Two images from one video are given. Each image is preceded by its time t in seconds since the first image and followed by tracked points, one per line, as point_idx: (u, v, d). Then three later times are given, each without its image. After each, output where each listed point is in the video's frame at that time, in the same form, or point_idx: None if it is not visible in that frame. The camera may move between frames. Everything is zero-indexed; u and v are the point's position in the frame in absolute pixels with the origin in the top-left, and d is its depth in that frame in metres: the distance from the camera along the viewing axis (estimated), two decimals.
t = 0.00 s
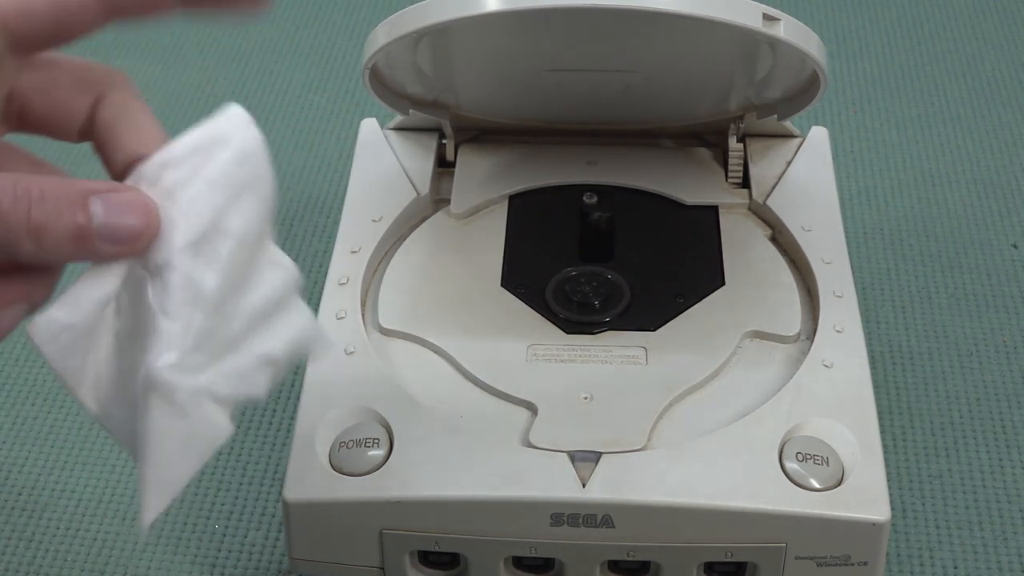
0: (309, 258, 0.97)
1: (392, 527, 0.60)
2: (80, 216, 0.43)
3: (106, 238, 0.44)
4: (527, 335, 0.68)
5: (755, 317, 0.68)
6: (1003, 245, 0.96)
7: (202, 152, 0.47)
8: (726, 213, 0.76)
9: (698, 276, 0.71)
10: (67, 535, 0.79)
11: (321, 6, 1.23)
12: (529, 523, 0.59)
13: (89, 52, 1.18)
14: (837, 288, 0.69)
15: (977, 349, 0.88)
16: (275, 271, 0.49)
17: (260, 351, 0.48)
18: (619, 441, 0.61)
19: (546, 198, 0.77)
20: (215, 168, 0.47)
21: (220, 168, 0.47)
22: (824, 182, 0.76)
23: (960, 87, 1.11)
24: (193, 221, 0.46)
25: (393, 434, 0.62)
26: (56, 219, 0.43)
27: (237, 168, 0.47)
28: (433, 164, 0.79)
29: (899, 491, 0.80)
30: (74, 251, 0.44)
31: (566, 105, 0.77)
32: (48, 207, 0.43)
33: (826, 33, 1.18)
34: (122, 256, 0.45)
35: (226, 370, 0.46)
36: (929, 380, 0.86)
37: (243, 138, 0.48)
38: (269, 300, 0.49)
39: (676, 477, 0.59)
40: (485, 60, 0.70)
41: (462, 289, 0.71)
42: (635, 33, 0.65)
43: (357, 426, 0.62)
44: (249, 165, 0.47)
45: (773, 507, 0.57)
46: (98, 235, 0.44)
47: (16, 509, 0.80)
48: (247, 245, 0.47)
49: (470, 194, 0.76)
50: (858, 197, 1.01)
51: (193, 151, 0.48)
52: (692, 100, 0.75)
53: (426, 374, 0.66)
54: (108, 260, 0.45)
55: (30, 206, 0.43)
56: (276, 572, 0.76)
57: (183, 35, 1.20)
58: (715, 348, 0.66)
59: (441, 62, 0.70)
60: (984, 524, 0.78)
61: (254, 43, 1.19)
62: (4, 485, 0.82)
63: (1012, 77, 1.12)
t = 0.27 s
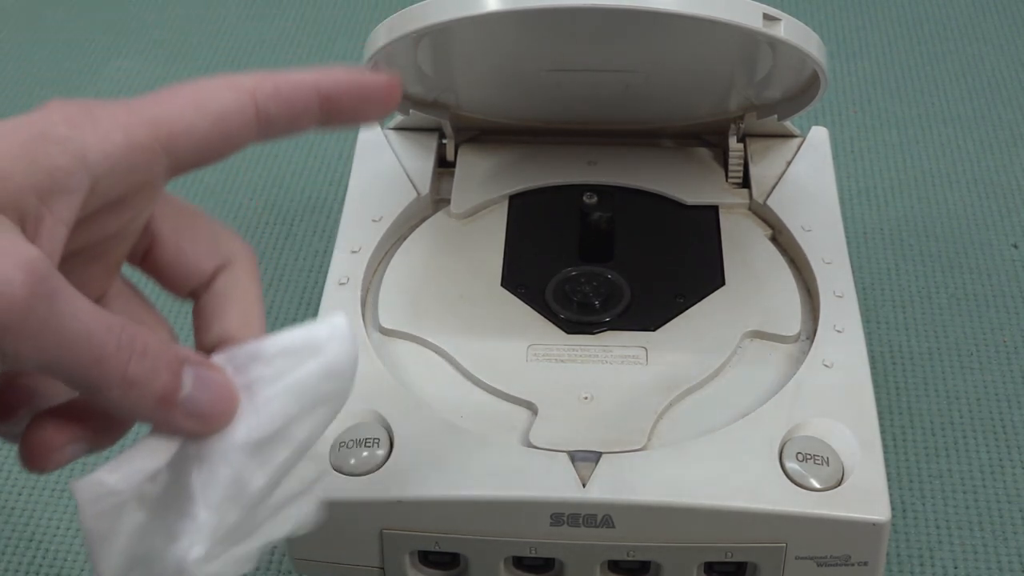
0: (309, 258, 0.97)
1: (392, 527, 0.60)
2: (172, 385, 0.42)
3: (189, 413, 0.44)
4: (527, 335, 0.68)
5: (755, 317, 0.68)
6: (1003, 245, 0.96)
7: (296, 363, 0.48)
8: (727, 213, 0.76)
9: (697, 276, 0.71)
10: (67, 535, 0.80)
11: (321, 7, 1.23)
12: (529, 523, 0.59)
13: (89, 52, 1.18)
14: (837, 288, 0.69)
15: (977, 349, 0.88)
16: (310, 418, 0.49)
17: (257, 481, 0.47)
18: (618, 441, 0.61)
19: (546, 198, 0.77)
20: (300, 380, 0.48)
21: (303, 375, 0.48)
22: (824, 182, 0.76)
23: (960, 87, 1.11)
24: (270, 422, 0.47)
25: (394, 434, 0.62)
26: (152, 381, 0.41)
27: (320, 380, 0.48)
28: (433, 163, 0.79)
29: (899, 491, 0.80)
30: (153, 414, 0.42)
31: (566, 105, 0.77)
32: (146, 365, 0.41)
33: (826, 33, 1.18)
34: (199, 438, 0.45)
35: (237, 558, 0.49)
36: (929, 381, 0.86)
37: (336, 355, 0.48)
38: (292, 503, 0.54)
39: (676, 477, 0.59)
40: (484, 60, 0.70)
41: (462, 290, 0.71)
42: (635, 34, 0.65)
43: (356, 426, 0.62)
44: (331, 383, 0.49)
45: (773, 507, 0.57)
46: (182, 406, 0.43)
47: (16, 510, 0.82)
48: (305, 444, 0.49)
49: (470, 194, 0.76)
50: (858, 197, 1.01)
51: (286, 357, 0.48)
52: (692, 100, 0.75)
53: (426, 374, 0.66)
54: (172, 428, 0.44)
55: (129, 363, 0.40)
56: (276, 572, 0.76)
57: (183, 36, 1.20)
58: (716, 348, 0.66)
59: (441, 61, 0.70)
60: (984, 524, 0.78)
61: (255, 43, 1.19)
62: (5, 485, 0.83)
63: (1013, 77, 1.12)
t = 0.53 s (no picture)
0: (309, 258, 0.97)
1: (392, 527, 0.60)
2: (144, 351, 0.41)
3: (162, 382, 0.42)
4: (527, 335, 0.68)
5: (755, 317, 0.68)
6: (1003, 245, 0.96)
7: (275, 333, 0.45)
8: (726, 213, 0.76)
9: (698, 276, 0.71)
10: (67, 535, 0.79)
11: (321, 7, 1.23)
12: (529, 523, 0.59)
13: (89, 52, 1.19)
14: (837, 288, 0.69)
15: (977, 349, 0.88)
16: (296, 394, 0.45)
17: (260, 489, 0.46)
18: (618, 441, 0.61)
19: (546, 198, 0.77)
20: (278, 350, 0.45)
21: (282, 347, 0.45)
22: (824, 182, 0.76)
23: (960, 87, 1.11)
24: (246, 395, 0.44)
25: (394, 434, 0.62)
26: (120, 348, 0.40)
27: (299, 351, 0.45)
28: (433, 164, 0.79)
29: (899, 491, 0.80)
30: (123, 380, 0.41)
31: (566, 105, 0.77)
32: (116, 333, 0.40)
33: (826, 33, 1.18)
34: (173, 406, 0.44)
35: (231, 545, 0.46)
36: (929, 381, 0.86)
37: (315, 326, 0.45)
38: (292, 488, 0.48)
39: (676, 477, 0.59)
40: (484, 60, 0.70)
41: (462, 290, 0.71)
42: (634, 33, 0.65)
43: (357, 426, 0.62)
44: (313, 356, 0.45)
45: (774, 507, 0.57)
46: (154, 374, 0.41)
47: (16, 509, 0.80)
48: (292, 422, 0.46)
49: (470, 194, 0.76)
50: (858, 197, 1.01)
51: (265, 327, 0.45)
52: (692, 100, 0.75)
53: (426, 374, 0.66)
54: (146, 397, 0.42)
55: (100, 328, 0.40)
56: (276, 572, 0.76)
57: (183, 36, 1.21)
58: (715, 348, 0.66)
59: (441, 61, 0.70)
60: (984, 524, 0.78)
61: (255, 43, 1.19)
62: (5, 484, 0.82)
63: (1013, 77, 1.12)
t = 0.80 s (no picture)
0: (309, 258, 0.97)
1: (392, 527, 0.60)
2: None
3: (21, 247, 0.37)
4: (527, 335, 0.68)
5: (755, 317, 0.68)
6: (1002, 245, 0.96)
7: (112, 179, 0.39)
8: (726, 213, 0.76)
9: (697, 276, 0.71)
10: (67, 535, 0.79)
11: (321, 7, 1.23)
12: (529, 523, 0.59)
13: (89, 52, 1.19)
14: (836, 288, 0.69)
15: (976, 349, 0.88)
16: (151, 238, 0.40)
17: (151, 358, 0.42)
18: (618, 441, 0.61)
19: (546, 198, 0.77)
20: (119, 185, 0.39)
21: (125, 189, 0.39)
22: (824, 182, 0.76)
23: (960, 87, 1.11)
24: (95, 235, 0.38)
25: (393, 434, 0.62)
26: None
27: (143, 194, 0.39)
28: (433, 165, 0.79)
29: (899, 491, 0.80)
30: None
31: (566, 105, 0.77)
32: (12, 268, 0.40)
33: (826, 33, 1.18)
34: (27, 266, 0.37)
35: (122, 380, 0.42)
36: (929, 380, 0.86)
37: (151, 162, 0.40)
38: (182, 318, 0.43)
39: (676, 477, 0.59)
40: (484, 60, 0.70)
41: (462, 290, 0.71)
42: (634, 33, 0.65)
43: (356, 425, 0.62)
44: (157, 191, 0.40)
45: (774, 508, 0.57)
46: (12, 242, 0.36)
47: (16, 509, 0.80)
48: (152, 266, 0.40)
49: (470, 194, 0.76)
50: (858, 197, 1.01)
51: (99, 168, 0.39)
52: (692, 100, 0.75)
53: (425, 374, 0.66)
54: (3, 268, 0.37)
55: None
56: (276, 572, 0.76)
57: (184, 35, 1.21)
58: (714, 348, 0.66)
59: (440, 61, 0.70)
60: (984, 524, 0.78)
61: (255, 43, 1.19)
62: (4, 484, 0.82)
63: (1013, 77, 1.12)
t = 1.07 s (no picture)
0: (309, 258, 0.97)
1: (392, 527, 0.60)
2: None
3: None
4: (527, 335, 0.68)
5: (755, 317, 0.68)
6: (1002, 245, 0.96)
7: None
8: (726, 213, 0.76)
9: (697, 276, 0.71)
10: (68, 534, 0.79)
11: (321, 8, 1.23)
12: (529, 523, 0.59)
13: (90, 53, 1.19)
14: (837, 288, 0.69)
15: (976, 349, 0.88)
16: None
17: None
18: (619, 441, 0.61)
19: (546, 198, 0.77)
20: None
21: None
22: (823, 183, 0.76)
23: (960, 88, 1.11)
24: None
25: (393, 433, 0.62)
26: None
27: None
28: (432, 166, 0.79)
29: (899, 491, 0.80)
30: None
31: (566, 105, 0.77)
32: None
33: (826, 33, 1.18)
34: None
35: None
36: (929, 380, 0.86)
37: None
38: None
39: (676, 477, 0.59)
40: (484, 60, 0.70)
41: (462, 290, 0.71)
42: (634, 33, 0.65)
43: (357, 425, 0.62)
44: None
45: (774, 508, 0.57)
46: None
47: (16, 509, 0.80)
48: None
49: (470, 194, 0.76)
50: (858, 197, 1.01)
51: None
52: (692, 100, 0.75)
53: (425, 374, 0.66)
54: None
55: None
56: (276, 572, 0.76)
57: (184, 36, 1.21)
58: (714, 348, 0.66)
59: (440, 61, 0.70)
60: (984, 524, 0.78)
61: (255, 43, 1.19)
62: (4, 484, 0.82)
63: (1013, 77, 1.12)
